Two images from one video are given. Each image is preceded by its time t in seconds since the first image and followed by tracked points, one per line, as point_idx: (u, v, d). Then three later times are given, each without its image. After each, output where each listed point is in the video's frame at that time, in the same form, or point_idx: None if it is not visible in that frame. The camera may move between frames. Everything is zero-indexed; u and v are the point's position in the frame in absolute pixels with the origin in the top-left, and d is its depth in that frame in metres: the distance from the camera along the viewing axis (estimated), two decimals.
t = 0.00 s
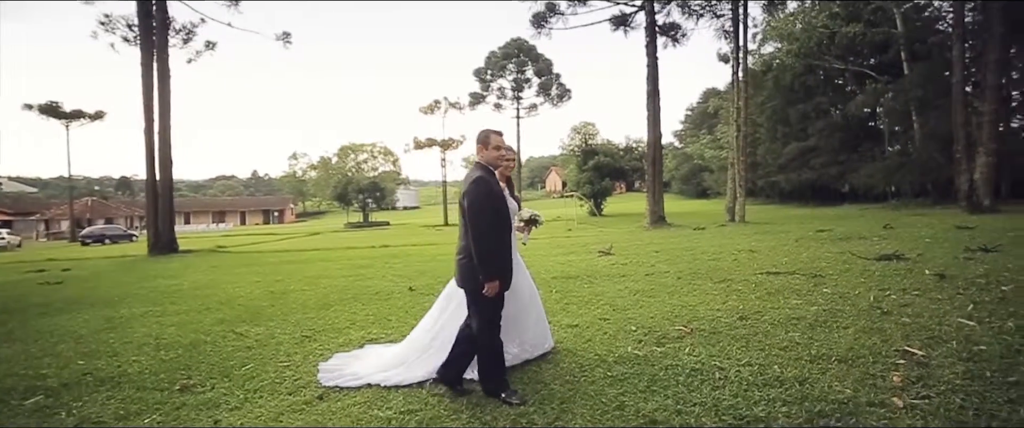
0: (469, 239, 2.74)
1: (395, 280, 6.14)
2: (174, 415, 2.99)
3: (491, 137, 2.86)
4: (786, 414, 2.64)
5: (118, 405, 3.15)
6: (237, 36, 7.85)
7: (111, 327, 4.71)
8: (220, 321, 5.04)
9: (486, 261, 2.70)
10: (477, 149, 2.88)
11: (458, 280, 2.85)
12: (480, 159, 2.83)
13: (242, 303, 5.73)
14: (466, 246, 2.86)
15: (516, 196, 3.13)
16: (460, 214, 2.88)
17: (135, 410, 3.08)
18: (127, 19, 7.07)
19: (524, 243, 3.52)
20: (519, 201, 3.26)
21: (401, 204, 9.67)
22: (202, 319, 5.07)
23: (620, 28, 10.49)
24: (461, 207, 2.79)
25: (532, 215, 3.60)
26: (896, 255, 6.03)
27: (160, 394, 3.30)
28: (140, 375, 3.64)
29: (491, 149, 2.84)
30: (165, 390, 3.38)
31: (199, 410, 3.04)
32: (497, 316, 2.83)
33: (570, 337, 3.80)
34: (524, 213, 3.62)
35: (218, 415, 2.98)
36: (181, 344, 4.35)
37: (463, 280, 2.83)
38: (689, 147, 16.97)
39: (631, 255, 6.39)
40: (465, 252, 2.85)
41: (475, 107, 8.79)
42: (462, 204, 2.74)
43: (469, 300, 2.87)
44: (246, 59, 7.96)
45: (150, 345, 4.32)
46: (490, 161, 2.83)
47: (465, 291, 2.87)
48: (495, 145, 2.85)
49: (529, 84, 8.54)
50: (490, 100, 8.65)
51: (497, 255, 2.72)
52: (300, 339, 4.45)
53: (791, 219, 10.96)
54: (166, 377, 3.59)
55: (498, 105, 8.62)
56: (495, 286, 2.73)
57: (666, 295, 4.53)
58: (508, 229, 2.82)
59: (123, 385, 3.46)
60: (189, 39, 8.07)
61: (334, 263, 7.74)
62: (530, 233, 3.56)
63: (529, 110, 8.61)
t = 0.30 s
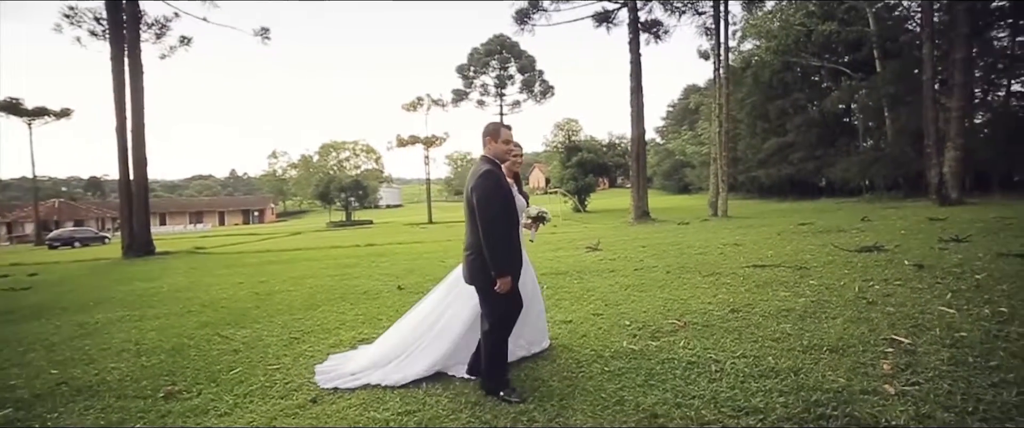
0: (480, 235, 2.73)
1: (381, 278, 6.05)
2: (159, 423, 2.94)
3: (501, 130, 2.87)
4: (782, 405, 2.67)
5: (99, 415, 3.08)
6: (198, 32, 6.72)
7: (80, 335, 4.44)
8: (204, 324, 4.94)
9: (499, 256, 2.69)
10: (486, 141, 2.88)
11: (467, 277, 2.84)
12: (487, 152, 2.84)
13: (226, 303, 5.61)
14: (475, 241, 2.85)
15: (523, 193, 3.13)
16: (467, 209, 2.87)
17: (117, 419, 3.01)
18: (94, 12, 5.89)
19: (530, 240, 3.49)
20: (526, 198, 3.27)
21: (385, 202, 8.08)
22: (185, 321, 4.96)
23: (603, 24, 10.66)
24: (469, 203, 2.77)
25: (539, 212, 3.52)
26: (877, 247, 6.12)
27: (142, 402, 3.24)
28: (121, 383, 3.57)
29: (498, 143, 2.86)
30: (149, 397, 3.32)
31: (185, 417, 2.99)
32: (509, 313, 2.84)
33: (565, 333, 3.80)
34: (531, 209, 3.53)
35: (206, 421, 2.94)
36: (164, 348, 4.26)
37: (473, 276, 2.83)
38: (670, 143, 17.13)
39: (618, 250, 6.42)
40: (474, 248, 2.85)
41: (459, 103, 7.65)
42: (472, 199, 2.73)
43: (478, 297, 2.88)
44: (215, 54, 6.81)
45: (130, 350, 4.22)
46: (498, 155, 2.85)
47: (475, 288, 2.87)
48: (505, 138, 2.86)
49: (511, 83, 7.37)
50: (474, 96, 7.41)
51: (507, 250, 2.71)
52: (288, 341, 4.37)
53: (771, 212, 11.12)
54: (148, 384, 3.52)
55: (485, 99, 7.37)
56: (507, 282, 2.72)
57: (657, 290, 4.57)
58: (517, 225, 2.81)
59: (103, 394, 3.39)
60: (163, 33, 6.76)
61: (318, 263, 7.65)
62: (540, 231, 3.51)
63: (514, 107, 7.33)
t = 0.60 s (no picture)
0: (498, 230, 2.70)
1: (372, 275, 5.95)
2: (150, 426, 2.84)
3: (520, 126, 2.83)
4: (785, 399, 2.70)
5: (85, 419, 2.96)
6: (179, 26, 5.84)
7: (55, 338, 4.24)
8: (190, 323, 4.78)
9: (517, 251, 2.67)
10: (503, 136, 2.82)
11: (483, 274, 2.82)
12: (506, 147, 2.80)
13: (213, 303, 5.45)
14: (490, 236, 2.82)
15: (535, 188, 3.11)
16: (483, 204, 2.83)
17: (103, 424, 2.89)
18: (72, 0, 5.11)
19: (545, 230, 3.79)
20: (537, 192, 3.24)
21: (370, 199, 8.89)
22: (171, 321, 4.80)
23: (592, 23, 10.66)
24: (486, 197, 2.74)
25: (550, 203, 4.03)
26: (864, 245, 6.21)
27: (130, 405, 3.12)
28: (105, 385, 3.44)
29: (518, 138, 2.82)
30: (136, 400, 3.20)
31: (178, 420, 2.89)
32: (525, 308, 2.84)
33: (563, 331, 3.79)
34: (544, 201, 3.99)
35: (201, 424, 2.84)
36: (150, 348, 4.13)
37: (487, 272, 2.79)
38: (655, 142, 17.28)
39: (610, 248, 6.45)
40: (490, 243, 2.81)
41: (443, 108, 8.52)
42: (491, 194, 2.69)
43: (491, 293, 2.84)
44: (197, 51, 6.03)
45: (113, 351, 4.06)
46: (515, 151, 2.81)
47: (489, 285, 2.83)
48: (523, 134, 2.82)
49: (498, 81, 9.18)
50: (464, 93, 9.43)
51: (526, 245, 2.71)
52: (281, 340, 4.23)
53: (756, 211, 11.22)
54: (135, 386, 3.40)
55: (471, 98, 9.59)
56: (524, 277, 2.71)
57: (652, 287, 4.60)
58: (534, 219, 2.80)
59: (87, 397, 3.26)
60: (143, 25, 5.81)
61: (305, 260, 7.54)
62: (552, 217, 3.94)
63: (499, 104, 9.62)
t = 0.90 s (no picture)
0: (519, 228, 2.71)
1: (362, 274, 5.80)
2: None
3: (538, 125, 2.83)
4: (787, 394, 2.72)
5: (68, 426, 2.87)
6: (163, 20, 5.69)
7: (31, 341, 4.23)
8: (176, 324, 4.64)
9: (536, 247, 2.70)
10: (521, 134, 2.82)
11: (500, 270, 2.83)
12: (526, 143, 2.80)
13: (199, 303, 5.18)
14: (509, 235, 2.82)
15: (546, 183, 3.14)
16: (502, 201, 2.83)
17: None
18: None
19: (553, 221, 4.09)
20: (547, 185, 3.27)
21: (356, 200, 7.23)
22: (156, 322, 4.69)
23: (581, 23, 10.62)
24: (504, 194, 2.76)
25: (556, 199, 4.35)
26: (851, 244, 6.27)
27: (116, 410, 3.05)
28: (90, 390, 3.35)
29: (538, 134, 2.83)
30: (123, 403, 3.13)
31: (168, 424, 2.84)
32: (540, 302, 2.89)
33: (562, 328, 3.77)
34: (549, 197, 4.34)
35: (194, 427, 2.79)
36: (135, 351, 3.99)
37: (506, 269, 2.80)
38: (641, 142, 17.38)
39: (601, 247, 6.45)
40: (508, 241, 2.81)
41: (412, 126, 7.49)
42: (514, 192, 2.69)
43: (507, 290, 2.86)
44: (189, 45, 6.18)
45: (94, 353, 3.98)
46: (531, 149, 2.82)
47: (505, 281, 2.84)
48: (541, 132, 2.83)
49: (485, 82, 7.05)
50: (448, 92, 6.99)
51: (544, 240, 2.74)
52: (273, 340, 4.08)
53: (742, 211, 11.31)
54: (122, 390, 3.31)
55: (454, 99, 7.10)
56: (543, 272, 2.75)
57: (646, 285, 4.63)
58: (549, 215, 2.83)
59: (69, 401, 3.23)
60: (121, 16, 5.64)
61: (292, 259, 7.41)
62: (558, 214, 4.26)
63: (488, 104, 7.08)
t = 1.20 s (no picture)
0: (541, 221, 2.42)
1: (352, 274, 5.68)
2: None
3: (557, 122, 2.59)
4: (790, 390, 2.74)
5: None
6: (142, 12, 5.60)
7: None
8: (158, 328, 4.35)
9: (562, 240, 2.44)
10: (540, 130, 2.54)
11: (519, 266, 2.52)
12: (545, 138, 2.53)
13: (183, 304, 4.98)
14: (529, 228, 2.52)
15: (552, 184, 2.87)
16: (520, 192, 2.53)
17: None
18: None
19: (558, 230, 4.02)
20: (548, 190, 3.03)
21: (340, 198, 7.07)
22: (137, 325, 4.38)
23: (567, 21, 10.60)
24: (525, 186, 2.47)
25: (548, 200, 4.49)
26: (836, 240, 6.38)
27: (99, 419, 2.76)
28: (67, 399, 3.05)
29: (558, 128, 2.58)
30: (107, 413, 2.84)
31: None
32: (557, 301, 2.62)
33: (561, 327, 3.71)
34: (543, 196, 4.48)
35: None
36: (116, 354, 3.74)
37: (525, 265, 2.50)
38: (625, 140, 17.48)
39: (591, 245, 6.46)
40: (528, 235, 2.51)
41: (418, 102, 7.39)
42: (536, 183, 2.41)
43: (524, 288, 2.55)
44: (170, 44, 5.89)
45: (73, 360, 3.64)
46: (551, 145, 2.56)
47: (522, 277, 2.54)
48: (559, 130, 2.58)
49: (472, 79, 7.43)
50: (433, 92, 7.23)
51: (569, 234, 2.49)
52: (263, 342, 3.84)
53: (726, 208, 11.39)
54: (104, 398, 3.03)
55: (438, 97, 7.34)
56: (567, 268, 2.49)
57: (640, 282, 4.65)
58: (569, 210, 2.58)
59: (46, 413, 2.89)
60: (92, 8, 5.49)
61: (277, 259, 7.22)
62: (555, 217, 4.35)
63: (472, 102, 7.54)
